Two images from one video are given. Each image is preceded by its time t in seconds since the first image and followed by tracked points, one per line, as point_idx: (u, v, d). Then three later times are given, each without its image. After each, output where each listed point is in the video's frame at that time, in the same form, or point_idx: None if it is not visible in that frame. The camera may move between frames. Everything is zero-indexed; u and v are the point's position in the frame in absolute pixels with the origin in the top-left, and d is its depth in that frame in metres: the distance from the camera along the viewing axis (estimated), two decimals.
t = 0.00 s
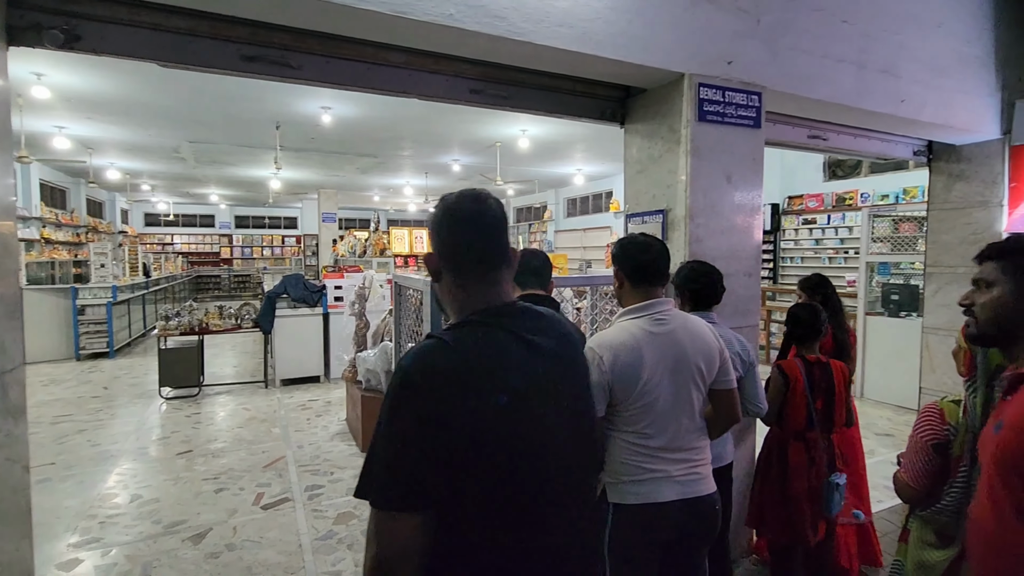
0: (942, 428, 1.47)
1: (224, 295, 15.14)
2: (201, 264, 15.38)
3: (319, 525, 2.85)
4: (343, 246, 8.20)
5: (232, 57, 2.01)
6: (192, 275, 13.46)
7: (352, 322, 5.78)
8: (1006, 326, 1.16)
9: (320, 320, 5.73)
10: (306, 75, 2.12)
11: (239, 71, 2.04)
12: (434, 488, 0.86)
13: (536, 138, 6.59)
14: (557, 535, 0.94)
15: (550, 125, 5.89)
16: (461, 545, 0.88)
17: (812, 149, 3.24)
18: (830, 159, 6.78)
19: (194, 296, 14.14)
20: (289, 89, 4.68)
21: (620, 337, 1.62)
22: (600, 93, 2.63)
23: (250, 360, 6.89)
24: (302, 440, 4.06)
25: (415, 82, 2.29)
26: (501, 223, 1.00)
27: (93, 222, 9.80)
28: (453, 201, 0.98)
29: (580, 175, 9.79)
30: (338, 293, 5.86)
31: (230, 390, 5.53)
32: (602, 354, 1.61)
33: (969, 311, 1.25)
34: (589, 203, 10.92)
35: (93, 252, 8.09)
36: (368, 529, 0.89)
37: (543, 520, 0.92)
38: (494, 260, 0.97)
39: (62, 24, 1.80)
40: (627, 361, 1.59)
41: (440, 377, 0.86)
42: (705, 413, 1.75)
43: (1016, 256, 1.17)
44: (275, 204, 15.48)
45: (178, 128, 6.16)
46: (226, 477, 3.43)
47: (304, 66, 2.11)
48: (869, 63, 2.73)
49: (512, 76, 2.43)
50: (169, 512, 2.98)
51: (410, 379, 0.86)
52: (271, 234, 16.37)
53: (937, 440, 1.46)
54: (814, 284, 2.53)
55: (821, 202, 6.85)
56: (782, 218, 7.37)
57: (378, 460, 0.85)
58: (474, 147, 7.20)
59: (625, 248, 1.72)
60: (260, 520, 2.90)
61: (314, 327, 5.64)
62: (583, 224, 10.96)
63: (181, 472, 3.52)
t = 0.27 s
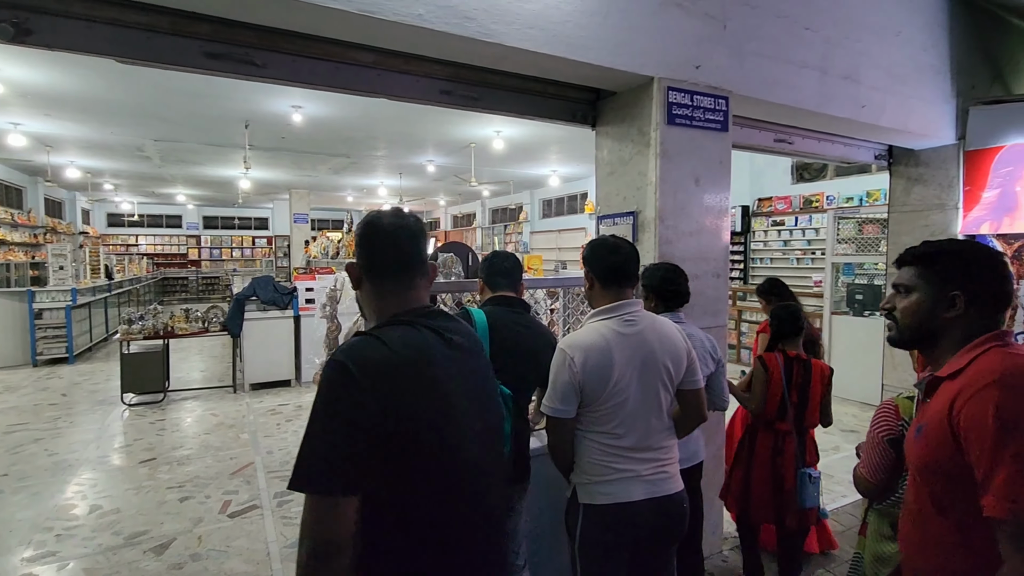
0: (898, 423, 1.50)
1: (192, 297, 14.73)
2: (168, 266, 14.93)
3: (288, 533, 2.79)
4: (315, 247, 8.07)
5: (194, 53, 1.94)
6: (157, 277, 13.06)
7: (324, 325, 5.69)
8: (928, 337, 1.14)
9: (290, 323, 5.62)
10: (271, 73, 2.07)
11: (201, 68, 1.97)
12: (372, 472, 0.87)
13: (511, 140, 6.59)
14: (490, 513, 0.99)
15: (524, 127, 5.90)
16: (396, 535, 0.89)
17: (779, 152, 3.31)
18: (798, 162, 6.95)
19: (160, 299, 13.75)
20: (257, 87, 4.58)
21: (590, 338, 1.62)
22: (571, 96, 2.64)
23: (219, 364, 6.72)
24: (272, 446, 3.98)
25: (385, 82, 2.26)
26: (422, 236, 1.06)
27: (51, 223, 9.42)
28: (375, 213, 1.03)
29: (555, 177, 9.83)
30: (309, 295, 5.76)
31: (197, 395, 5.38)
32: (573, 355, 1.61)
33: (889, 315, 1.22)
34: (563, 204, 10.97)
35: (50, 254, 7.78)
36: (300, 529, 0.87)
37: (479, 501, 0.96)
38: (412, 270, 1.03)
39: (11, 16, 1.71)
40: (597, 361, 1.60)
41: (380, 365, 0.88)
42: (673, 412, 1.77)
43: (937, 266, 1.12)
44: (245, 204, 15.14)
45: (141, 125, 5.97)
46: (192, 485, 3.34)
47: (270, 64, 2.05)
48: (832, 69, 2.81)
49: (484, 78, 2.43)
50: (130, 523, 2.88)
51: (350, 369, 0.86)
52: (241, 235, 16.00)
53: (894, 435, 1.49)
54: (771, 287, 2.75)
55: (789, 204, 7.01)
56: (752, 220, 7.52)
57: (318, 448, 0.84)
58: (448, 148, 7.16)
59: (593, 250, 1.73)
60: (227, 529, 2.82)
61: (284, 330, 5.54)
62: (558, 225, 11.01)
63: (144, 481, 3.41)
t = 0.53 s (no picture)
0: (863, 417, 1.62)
1: (158, 299, 14.30)
2: (133, 267, 14.47)
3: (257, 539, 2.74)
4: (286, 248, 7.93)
5: (155, 47, 1.88)
6: (121, 278, 12.64)
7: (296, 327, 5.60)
8: (864, 343, 1.12)
9: (261, 325, 5.51)
10: (237, 70, 2.02)
11: (163, 63, 1.92)
12: (292, 435, 1.10)
13: (486, 140, 6.58)
14: (387, 481, 1.23)
15: (499, 127, 5.90)
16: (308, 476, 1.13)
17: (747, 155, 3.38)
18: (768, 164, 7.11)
19: (124, 301, 13.31)
20: (225, 83, 4.47)
21: (563, 337, 1.62)
22: (543, 97, 2.65)
23: (186, 368, 6.55)
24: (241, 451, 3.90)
25: (355, 81, 2.23)
26: (352, 234, 1.36)
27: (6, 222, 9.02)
28: (315, 215, 1.34)
29: (530, 178, 9.85)
30: (280, 296, 5.65)
31: (163, 400, 5.23)
32: (545, 355, 1.61)
33: (825, 315, 1.18)
34: (539, 205, 11.00)
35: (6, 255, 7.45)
36: (224, 468, 1.07)
37: (380, 458, 1.22)
38: (342, 257, 1.32)
39: None
40: (569, 361, 1.60)
41: (308, 340, 1.13)
42: (642, 411, 1.79)
43: (880, 272, 1.07)
44: (214, 204, 14.77)
45: (103, 122, 5.77)
46: (156, 492, 3.24)
47: (235, 60, 2.00)
48: (797, 74, 2.88)
49: (456, 77, 2.42)
50: (90, 534, 2.78)
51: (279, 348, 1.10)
52: (210, 236, 15.61)
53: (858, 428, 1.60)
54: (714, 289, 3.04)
55: (758, 206, 7.17)
56: (723, 221, 7.67)
57: (246, 409, 1.06)
58: (423, 147, 7.11)
59: (566, 251, 1.73)
60: (193, 536, 2.75)
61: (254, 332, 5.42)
62: (534, 225, 11.03)
63: (106, 490, 3.29)
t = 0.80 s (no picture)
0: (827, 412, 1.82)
1: (122, 301, 13.85)
2: (94, 267, 13.97)
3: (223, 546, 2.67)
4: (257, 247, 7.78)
5: (113, 40, 1.81)
6: (82, 279, 12.19)
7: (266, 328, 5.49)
8: (775, 343, 1.07)
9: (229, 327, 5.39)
10: (200, 65, 1.96)
11: (120, 56, 1.85)
12: (214, 417, 1.12)
13: (460, 140, 6.56)
14: (305, 477, 1.24)
15: (473, 127, 5.88)
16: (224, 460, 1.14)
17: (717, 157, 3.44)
18: (738, 166, 7.25)
19: (86, 302, 12.84)
20: (190, 79, 4.35)
21: (537, 336, 1.62)
22: (516, 97, 2.65)
23: (151, 371, 6.36)
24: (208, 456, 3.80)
25: (324, 78, 2.19)
26: (303, 228, 1.36)
27: None
28: (268, 207, 1.36)
29: (505, 178, 9.86)
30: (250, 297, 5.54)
31: (126, 405, 5.07)
32: (520, 353, 1.60)
33: (738, 316, 1.12)
34: (514, 205, 11.02)
35: None
36: (145, 440, 1.11)
37: (302, 449, 1.23)
38: (286, 250, 1.32)
39: None
40: (544, 359, 1.59)
41: (235, 326, 1.14)
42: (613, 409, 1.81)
43: (787, 267, 1.02)
44: (180, 202, 14.37)
45: (61, 116, 5.55)
46: (118, 501, 3.14)
47: (199, 54, 1.95)
48: (764, 78, 2.94)
49: (427, 75, 2.39)
50: (46, 544, 2.67)
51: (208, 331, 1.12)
52: (177, 235, 15.19)
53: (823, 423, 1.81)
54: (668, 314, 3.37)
55: (729, 207, 7.31)
56: (695, 222, 7.79)
57: (171, 386, 1.09)
58: (397, 146, 7.04)
59: (538, 250, 1.73)
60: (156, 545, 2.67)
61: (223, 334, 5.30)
62: (509, 226, 11.04)
63: (63, 498, 3.17)
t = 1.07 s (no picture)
0: (788, 409, 1.96)
1: (81, 303, 13.32)
2: (51, 268, 13.41)
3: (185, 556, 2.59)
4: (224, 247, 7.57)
5: (65, 30, 1.74)
6: (38, 280, 11.68)
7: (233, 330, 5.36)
8: (632, 352, 1.06)
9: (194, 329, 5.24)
10: (159, 58, 1.89)
11: (73, 48, 1.77)
12: (131, 414, 1.17)
13: (433, 139, 6.51)
14: (218, 477, 1.27)
15: (446, 127, 5.85)
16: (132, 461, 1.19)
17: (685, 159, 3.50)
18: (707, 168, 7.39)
19: (41, 304, 12.31)
20: (152, 73, 4.21)
21: (508, 336, 1.61)
22: (488, 97, 2.64)
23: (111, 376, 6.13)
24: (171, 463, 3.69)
25: (290, 74, 2.14)
26: (228, 229, 1.38)
27: None
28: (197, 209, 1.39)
29: (479, 178, 9.84)
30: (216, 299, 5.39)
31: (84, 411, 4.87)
32: (491, 354, 1.58)
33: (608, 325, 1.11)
34: (488, 205, 11.01)
35: None
36: (55, 438, 1.17)
37: (214, 451, 1.26)
38: (207, 251, 1.34)
39: None
40: (515, 360, 1.59)
41: (138, 331, 1.16)
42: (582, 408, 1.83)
43: (640, 276, 1.01)
44: (144, 201, 13.91)
45: (13, 110, 5.31)
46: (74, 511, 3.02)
47: (157, 48, 1.88)
48: (730, 82, 3.01)
49: (397, 73, 2.37)
50: None
51: (124, 331, 1.15)
52: (140, 235, 14.70)
53: (785, 420, 1.94)
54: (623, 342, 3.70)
55: (699, 208, 7.43)
56: (666, 222, 7.91)
57: (71, 389, 1.12)
58: (369, 145, 6.95)
59: (507, 249, 1.73)
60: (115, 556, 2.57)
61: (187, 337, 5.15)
62: (483, 226, 11.03)
63: (15, 510, 3.03)
